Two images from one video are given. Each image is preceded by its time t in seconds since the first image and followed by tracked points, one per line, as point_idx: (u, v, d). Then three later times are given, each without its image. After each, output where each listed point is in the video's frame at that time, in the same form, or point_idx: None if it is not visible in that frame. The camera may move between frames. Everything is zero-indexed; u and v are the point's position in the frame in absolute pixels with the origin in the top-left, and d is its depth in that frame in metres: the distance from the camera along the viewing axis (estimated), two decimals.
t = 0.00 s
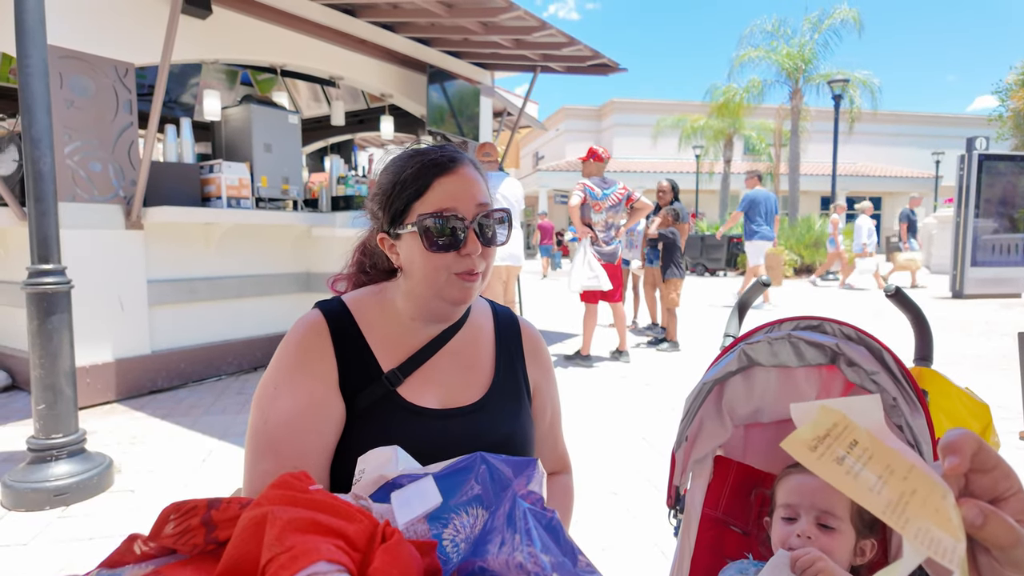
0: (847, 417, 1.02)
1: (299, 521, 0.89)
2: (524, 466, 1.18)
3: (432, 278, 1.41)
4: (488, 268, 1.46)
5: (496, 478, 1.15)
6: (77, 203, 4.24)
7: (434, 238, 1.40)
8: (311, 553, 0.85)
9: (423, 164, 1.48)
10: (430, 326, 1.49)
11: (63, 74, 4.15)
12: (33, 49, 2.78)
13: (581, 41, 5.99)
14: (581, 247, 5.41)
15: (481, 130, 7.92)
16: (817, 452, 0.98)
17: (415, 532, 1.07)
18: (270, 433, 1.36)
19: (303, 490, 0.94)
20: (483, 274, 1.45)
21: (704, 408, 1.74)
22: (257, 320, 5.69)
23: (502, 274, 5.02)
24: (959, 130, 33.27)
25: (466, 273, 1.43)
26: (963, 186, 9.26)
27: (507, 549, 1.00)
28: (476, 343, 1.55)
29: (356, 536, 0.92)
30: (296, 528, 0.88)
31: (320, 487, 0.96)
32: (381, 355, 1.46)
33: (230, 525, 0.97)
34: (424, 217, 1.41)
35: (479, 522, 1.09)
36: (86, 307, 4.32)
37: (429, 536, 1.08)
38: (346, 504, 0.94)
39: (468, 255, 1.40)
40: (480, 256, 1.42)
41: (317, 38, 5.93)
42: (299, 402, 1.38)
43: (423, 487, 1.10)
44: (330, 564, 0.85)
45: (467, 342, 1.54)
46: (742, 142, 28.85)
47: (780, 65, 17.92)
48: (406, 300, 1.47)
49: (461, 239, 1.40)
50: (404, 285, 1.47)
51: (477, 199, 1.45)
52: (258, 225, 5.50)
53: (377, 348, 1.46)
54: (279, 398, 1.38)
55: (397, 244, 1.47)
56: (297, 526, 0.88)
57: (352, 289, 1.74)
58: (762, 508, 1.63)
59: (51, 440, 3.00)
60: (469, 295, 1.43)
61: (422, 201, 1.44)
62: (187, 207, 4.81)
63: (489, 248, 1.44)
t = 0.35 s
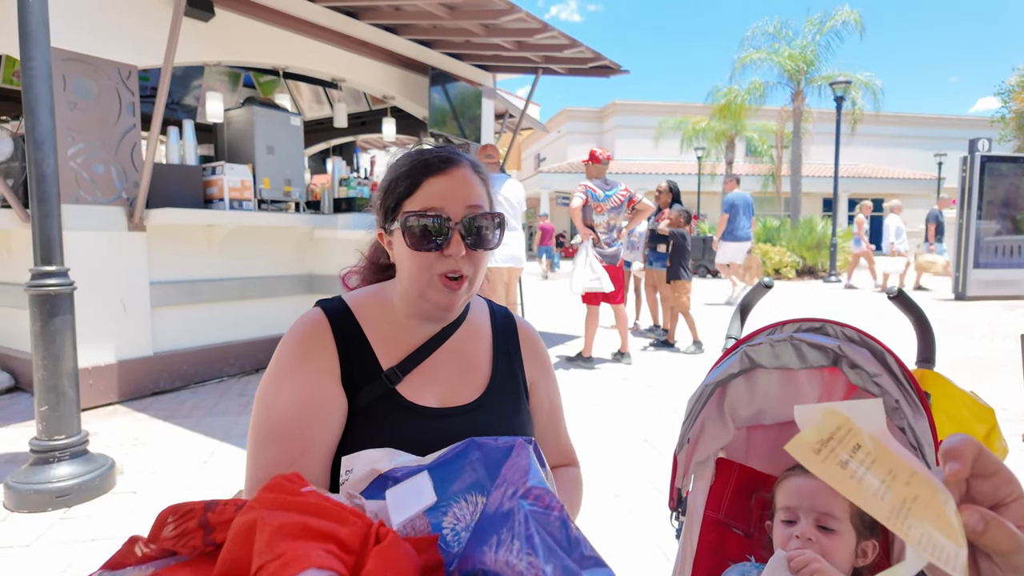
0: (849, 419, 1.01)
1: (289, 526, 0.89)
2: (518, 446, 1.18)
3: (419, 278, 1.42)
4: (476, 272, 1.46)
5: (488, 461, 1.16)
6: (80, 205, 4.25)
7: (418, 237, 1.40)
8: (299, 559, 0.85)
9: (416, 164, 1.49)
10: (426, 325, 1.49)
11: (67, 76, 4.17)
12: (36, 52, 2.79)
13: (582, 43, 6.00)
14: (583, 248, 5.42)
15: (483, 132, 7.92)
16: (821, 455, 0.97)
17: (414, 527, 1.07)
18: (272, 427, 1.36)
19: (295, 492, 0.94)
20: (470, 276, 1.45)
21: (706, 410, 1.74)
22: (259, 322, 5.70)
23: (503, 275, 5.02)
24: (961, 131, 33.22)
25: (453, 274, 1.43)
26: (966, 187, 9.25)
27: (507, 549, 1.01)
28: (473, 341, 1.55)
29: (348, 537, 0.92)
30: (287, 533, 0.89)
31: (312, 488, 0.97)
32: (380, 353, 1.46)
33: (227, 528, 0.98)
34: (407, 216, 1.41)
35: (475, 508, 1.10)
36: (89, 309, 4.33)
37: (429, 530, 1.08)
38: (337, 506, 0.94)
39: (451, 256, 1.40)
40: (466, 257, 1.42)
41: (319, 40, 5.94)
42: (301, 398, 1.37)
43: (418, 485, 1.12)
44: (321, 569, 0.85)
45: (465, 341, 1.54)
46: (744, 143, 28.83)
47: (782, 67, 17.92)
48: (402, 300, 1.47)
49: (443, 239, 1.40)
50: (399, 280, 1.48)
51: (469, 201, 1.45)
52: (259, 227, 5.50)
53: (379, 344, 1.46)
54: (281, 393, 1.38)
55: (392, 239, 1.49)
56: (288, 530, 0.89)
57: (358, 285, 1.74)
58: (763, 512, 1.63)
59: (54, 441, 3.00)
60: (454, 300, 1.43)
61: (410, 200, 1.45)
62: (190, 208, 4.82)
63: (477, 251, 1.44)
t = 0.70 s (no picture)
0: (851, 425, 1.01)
1: (201, 535, 0.83)
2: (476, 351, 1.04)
3: (428, 273, 1.42)
4: (484, 274, 1.46)
5: (450, 385, 1.04)
6: (83, 206, 4.26)
7: (437, 233, 1.40)
8: (215, 568, 0.80)
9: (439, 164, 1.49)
10: (423, 323, 1.50)
11: (70, 78, 4.18)
12: (40, 54, 2.79)
13: (584, 45, 6.00)
14: (585, 250, 5.42)
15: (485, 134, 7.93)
16: (820, 461, 0.97)
17: (357, 472, 0.95)
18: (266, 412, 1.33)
19: (211, 491, 0.89)
20: (479, 277, 1.45)
21: (708, 413, 1.73)
22: (261, 323, 5.70)
23: (505, 277, 5.02)
24: (964, 132, 33.21)
25: (461, 274, 1.43)
26: (969, 189, 9.25)
27: (477, 510, 0.84)
28: (471, 339, 1.56)
29: (273, 523, 0.87)
30: (197, 544, 0.83)
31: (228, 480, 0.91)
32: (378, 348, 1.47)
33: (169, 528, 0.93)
34: (429, 212, 1.41)
35: (436, 430, 1.01)
36: (90, 310, 4.33)
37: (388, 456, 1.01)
38: (255, 496, 0.88)
39: (464, 255, 1.41)
40: (478, 259, 1.42)
41: (321, 42, 5.95)
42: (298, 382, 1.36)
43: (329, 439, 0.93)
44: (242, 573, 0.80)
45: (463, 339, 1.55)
46: (746, 145, 28.84)
47: (784, 69, 17.94)
48: (405, 296, 1.47)
49: (461, 240, 1.41)
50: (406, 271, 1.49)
51: (488, 208, 1.45)
52: (262, 228, 5.51)
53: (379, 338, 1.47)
54: (278, 377, 1.36)
55: (406, 231, 1.49)
56: (201, 541, 0.83)
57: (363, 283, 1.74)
58: (766, 513, 1.60)
59: (56, 442, 3.01)
60: (458, 299, 1.44)
61: (433, 197, 1.44)
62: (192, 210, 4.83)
63: (488, 254, 1.43)
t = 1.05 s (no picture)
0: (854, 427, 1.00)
1: (121, 543, 0.79)
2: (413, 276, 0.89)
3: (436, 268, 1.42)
4: (489, 272, 1.47)
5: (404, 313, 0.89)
6: (85, 208, 4.27)
7: (448, 228, 1.41)
8: None
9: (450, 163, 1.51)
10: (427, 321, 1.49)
11: (73, 80, 4.19)
12: (43, 56, 2.80)
13: (586, 47, 6.01)
14: (586, 252, 5.43)
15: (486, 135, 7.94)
16: (825, 465, 0.96)
17: (283, 434, 0.91)
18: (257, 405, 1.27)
19: (128, 491, 0.83)
20: (485, 275, 1.45)
21: (711, 414, 1.73)
22: (262, 325, 5.71)
23: (507, 279, 5.02)
24: (964, 134, 33.20)
25: (468, 270, 1.43)
26: (971, 191, 9.26)
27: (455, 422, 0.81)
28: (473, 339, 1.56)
29: (193, 512, 0.81)
30: (121, 552, 0.79)
31: (147, 476, 0.85)
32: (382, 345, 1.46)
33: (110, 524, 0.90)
34: (444, 205, 1.41)
35: (391, 358, 0.90)
36: (93, 311, 4.34)
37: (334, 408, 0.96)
38: (166, 489, 0.82)
39: (473, 251, 1.41)
40: (485, 256, 1.43)
41: (323, 44, 5.96)
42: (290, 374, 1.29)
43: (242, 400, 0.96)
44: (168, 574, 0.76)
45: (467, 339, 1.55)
46: (748, 146, 28.85)
47: (786, 70, 17.94)
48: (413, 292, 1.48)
49: (470, 236, 1.41)
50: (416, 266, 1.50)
51: (499, 209, 1.46)
52: (264, 229, 5.52)
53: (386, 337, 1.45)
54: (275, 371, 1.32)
55: (417, 226, 1.49)
56: (122, 548, 0.79)
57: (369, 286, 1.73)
58: (770, 514, 1.60)
59: (58, 444, 3.01)
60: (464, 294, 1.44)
61: (446, 193, 1.44)
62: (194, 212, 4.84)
63: (494, 253, 1.44)
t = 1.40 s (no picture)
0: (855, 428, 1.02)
1: None
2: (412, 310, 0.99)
3: (440, 267, 1.42)
4: (493, 272, 1.46)
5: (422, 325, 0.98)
6: (87, 210, 4.28)
7: (451, 228, 1.41)
8: None
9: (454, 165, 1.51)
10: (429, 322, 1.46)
11: (75, 82, 4.20)
12: (45, 58, 2.81)
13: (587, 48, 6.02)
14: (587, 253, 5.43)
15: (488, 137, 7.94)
16: (826, 464, 0.97)
17: (295, 467, 0.95)
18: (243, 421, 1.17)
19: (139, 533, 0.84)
20: (488, 274, 1.45)
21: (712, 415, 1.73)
22: (264, 326, 5.71)
23: (507, 280, 5.02)
24: (966, 135, 33.16)
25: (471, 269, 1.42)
26: (973, 192, 9.26)
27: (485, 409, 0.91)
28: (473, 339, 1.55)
29: (215, 557, 0.84)
30: None
31: (159, 515, 0.86)
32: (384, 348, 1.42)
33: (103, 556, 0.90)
34: (444, 205, 1.41)
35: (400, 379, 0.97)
36: (94, 313, 4.35)
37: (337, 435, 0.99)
38: (185, 535, 0.84)
39: (476, 250, 1.41)
40: (487, 255, 1.42)
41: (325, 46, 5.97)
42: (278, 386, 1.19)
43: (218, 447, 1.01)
44: None
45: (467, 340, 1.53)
46: (749, 148, 28.85)
47: (787, 72, 17.94)
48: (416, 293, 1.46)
49: (473, 235, 1.41)
50: (420, 268, 1.49)
51: (503, 207, 1.46)
52: (265, 231, 5.53)
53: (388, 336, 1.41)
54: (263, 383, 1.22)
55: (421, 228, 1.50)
56: None
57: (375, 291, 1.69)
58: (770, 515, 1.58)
59: (60, 445, 3.02)
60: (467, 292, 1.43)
61: (450, 193, 1.45)
62: (195, 213, 4.84)
63: (498, 252, 1.43)
